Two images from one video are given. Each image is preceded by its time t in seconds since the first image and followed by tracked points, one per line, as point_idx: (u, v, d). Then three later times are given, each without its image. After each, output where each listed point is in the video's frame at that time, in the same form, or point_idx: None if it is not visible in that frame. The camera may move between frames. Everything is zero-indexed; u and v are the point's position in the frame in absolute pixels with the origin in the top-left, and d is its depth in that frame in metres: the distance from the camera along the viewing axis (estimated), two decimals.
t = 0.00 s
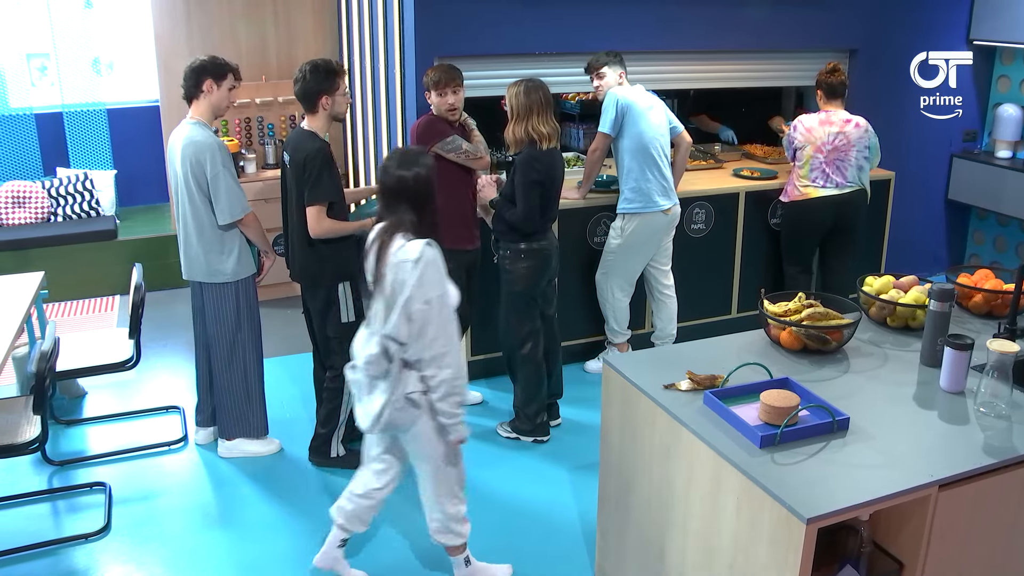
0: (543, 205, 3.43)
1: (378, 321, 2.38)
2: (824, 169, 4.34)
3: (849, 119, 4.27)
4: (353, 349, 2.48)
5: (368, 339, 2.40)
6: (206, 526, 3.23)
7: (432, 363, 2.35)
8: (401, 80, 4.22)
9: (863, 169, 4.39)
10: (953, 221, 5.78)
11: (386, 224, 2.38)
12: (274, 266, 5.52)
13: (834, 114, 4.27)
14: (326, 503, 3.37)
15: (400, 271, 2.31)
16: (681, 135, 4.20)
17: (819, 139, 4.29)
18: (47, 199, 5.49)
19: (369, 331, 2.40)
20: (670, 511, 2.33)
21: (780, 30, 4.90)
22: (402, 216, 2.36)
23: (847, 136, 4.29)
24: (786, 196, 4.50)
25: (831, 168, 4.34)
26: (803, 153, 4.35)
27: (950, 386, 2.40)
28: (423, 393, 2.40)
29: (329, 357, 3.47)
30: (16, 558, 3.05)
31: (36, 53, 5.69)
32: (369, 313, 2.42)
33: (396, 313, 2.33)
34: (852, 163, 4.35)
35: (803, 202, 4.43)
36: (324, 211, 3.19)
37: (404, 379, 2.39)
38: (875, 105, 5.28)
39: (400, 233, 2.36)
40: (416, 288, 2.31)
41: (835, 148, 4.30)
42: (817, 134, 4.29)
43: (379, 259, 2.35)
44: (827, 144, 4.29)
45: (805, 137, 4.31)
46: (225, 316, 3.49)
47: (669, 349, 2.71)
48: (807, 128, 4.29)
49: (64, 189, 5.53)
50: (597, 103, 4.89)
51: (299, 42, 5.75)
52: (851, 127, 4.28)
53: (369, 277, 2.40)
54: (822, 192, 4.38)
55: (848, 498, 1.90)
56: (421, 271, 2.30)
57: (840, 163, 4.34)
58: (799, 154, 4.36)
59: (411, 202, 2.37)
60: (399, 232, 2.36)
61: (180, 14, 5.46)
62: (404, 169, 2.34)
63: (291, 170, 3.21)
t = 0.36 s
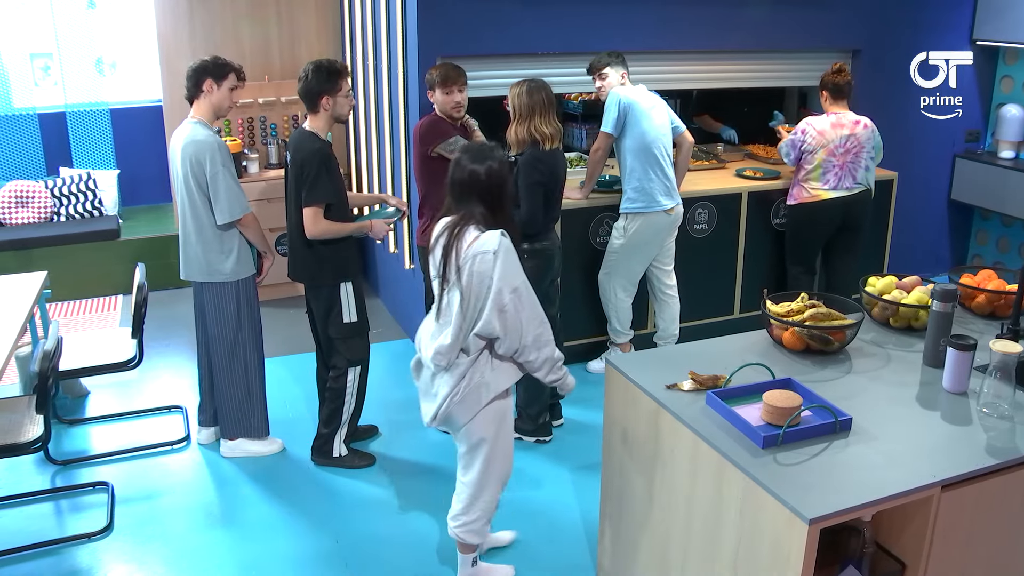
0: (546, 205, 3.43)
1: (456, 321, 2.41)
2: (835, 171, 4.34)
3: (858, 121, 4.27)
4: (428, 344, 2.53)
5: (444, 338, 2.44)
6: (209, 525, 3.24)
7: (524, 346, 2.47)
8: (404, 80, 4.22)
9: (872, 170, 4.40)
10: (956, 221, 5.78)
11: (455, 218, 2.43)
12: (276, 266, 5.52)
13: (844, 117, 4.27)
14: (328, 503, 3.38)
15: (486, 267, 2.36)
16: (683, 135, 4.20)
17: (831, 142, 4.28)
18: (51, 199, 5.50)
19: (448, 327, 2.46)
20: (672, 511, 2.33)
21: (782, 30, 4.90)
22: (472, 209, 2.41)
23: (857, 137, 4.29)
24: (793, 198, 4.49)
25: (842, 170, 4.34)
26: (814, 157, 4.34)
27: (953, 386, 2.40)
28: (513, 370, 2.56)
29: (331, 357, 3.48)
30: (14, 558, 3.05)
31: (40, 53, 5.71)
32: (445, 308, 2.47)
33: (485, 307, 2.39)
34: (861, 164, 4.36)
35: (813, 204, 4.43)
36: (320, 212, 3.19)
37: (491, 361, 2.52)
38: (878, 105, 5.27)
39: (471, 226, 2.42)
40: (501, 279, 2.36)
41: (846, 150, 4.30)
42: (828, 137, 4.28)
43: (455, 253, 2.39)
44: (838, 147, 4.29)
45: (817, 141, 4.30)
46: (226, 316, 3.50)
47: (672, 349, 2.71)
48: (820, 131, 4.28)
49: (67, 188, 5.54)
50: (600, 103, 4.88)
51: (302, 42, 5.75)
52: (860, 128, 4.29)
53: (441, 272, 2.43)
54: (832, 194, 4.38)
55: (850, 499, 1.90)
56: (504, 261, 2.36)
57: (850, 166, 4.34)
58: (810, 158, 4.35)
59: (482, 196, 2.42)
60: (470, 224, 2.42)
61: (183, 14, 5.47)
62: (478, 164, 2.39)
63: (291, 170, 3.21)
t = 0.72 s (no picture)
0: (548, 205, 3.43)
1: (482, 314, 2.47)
2: (843, 173, 4.35)
3: (866, 122, 4.28)
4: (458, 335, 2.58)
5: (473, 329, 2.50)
6: (209, 525, 3.24)
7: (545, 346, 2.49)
8: (404, 80, 4.22)
9: (876, 170, 4.43)
10: (957, 221, 5.78)
11: (497, 215, 2.49)
12: (276, 266, 5.53)
13: (853, 119, 4.26)
14: (329, 503, 3.38)
15: (511, 265, 2.40)
16: (684, 134, 4.20)
17: (842, 145, 4.27)
18: (52, 199, 5.51)
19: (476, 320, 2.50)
20: (673, 512, 2.33)
21: (783, 30, 4.90)
22: (511, 207, 2.46)
23: (865, 139, 4.31)
24: (799, 199, 4.49)
25: (851, 172, 4.35)
26: (825, 160, 4.32)
27: (954, 387, 2.40)
28: (535, 369, 2.55)
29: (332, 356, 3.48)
30: (15, 558, 3.06)
31: (41, 53, 5.72)
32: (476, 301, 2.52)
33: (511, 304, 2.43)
34: (868, 165, 4.38)
35: (821, 205, 4.43)
36: (324, 212, 3.19)
37: (514, 359, 2.50)
38: (879, 105, 5.27)
39: (510, 224, 2.46)
40: (526, 279, 2.39)
41: (855, 152, 4.32)
42: (839, 140, 4.27)
43: (490, 248, 2.45)
44: (849, 150, 4.30)
45: (829, 144, 4.28)
46: (226, 315, 3.50)
47: (672, 349, 2.71)
48: (832, 135, 4.25)
49: (69, 188, 5.54)
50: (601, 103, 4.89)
51: (303, 42, 5.75)
52: (867, 128, 4.30)
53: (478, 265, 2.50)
54: (839, 195, 4.40)
55: (851, 499, 1.90)
56: (531, 262, 2.38)
57: (858, 167, 4.36)
58: (821, 161, 4.32)
59: (520, 195, 2.46)
60: (508, 223, 2.46)
61: (184, 14, 5.48)
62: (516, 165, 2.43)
63: (293, 170, 3.21)
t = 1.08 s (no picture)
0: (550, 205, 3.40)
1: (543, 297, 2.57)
2: (845, 175, 4.35)
3: (868, 123, 4.28)
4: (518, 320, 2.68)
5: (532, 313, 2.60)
6: (210, 525, 3.24)
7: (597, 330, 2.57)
8: (405, 80, 4.22)
9: (876, 171, 4.44)
10: (956, 221, 5.78)
11: (550, 202, 2.59)
12: (276, 266, 5.53)
13: (855, 120, 4.26)
14: (329, 503, 3.38)
15: (570, 248, 2.50)
16: (684, 135, 4.20)
17: (845, 147, 4.27)
18: (52, 199, 5.51)
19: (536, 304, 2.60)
20: (673, 511, 2.33)
21: (783, 30, 4.90)
22: (564, 194, 2.56)
23: (867, 140, 4.31)
24: (800, 199, 4.48)
25: (852, 173, 4.36)
26: (827, 162, 4.32)
27: (954, 387, 2.40)
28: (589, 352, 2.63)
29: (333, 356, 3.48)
30: (15, 557, 3.06)
31: (42, 53, 5.72)
32: (535, 286, 2.62)
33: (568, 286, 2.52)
34: (869, 166, 4.39)
35: (821, 206, 4.43)
36: (326, 213, 3.19)
37: (572, 340, 2.59)
38: (879, 105, 5.27)
39: (563, 212, 2.56)
40: (583, 264, 2.49)
41: (857, 154, 4.32)
42: (842, 141, 4.27)
43: (546, 234, 2.56)
44: (851, 151, 4.29)
45: (832, 147, 4.28)
46: (225, 315, 3.50)
47: (672, 349, 2.70)
48: (834, 137, 4.25)
49: (69, 188, 5.54)
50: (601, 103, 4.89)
51: (304, 42, 5.75)
52: (869, 130, 4.30)
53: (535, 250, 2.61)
54: (840, 197, 4.40)
55: (851, 499, 1.90)
56: (589, 248, 2.48)
57: (859, 168, 4.37)
58: (824, 163, 4.32)
59: (573, 182, 2.57)
60: (562, 210, 2.57)
61: (185, 14, 5.48)
62: (570, 153, 2.54)
63: (293, 171, 3.21)
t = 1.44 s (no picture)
0: (549, 205, 3.41)
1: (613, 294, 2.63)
2: (844, 175, 4.35)
3: (867, 124, 4.28)
4: (581, 312, 2.73)
5: (603, 305, 2.67)
6: (210, 525, 3.24)
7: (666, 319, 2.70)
8: (405, 80, 4.22)
9: (876, 171, 4.44)
10: (956, 221, 5.78)
11: (610, 197, 2.56)
12: (276, 265, 5.53)
13: (855, 121, 4.26)
14: (329, 503, 3.38)
15: (644, 241, 2.55)
16: (682, 134, 4.20)
17: (844, 148, 4.27)
18: (52, 199, 5.51)
19: (605, 297, 2.66)
20: (673, 510, 2.33)
21: (782, 30, 4.89)
22: (627, 191, 2.54)
23: (866, 141, 4.31)
24: (799, 199, 4.49)
25: (852, 174, 4.36)
26: (827, 163, 4.32)
27: (954, 387, 2.40)
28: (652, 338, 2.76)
29: (333, 356, 3.48)
30: (15, 557, 3.06)
31: (42, 53, 5.72)
32: (599, 280, 2.64)
33: (646, 278, 2.61)
34: (868, 166, 4.39)
35: (821, 207, 4.44)
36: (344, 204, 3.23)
37: (639, 327, 2.72)
38: (879, 105, 5.27)
39: (625, 207, 2.55)
40: (658, 254, 2.57)
41: (857, 155, 4.32)
42: (842, 141, 4.26)
43: (611, 230, 2.56)
44: (851, 152, 4.29)
45: (831, 147, 4.28)
46: (225, 315, 3.50)
47: (672, 348, 2.70)
48: (834, 137, 4.25)
49: (69, 188, 5.54)
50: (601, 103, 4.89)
51: (304, 42, 5.75)
52: (868, 130, 4.30)
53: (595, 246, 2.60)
54: (840, 197, 4.40)
55: (851, 499, 1.90)
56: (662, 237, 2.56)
57: (858, 169, 4.37)
58: (823, 164, 4.32)
59: (636, 177, 2.53)
60: (625, 206, 2.55)
61: (185, 14, 5.48)
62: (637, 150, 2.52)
63: (293, 172, 3.22)
